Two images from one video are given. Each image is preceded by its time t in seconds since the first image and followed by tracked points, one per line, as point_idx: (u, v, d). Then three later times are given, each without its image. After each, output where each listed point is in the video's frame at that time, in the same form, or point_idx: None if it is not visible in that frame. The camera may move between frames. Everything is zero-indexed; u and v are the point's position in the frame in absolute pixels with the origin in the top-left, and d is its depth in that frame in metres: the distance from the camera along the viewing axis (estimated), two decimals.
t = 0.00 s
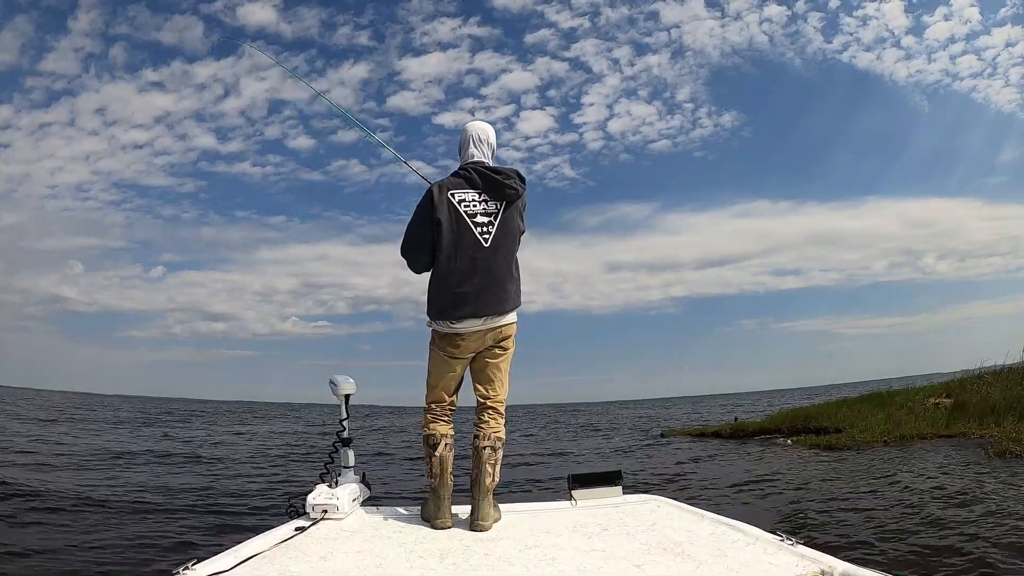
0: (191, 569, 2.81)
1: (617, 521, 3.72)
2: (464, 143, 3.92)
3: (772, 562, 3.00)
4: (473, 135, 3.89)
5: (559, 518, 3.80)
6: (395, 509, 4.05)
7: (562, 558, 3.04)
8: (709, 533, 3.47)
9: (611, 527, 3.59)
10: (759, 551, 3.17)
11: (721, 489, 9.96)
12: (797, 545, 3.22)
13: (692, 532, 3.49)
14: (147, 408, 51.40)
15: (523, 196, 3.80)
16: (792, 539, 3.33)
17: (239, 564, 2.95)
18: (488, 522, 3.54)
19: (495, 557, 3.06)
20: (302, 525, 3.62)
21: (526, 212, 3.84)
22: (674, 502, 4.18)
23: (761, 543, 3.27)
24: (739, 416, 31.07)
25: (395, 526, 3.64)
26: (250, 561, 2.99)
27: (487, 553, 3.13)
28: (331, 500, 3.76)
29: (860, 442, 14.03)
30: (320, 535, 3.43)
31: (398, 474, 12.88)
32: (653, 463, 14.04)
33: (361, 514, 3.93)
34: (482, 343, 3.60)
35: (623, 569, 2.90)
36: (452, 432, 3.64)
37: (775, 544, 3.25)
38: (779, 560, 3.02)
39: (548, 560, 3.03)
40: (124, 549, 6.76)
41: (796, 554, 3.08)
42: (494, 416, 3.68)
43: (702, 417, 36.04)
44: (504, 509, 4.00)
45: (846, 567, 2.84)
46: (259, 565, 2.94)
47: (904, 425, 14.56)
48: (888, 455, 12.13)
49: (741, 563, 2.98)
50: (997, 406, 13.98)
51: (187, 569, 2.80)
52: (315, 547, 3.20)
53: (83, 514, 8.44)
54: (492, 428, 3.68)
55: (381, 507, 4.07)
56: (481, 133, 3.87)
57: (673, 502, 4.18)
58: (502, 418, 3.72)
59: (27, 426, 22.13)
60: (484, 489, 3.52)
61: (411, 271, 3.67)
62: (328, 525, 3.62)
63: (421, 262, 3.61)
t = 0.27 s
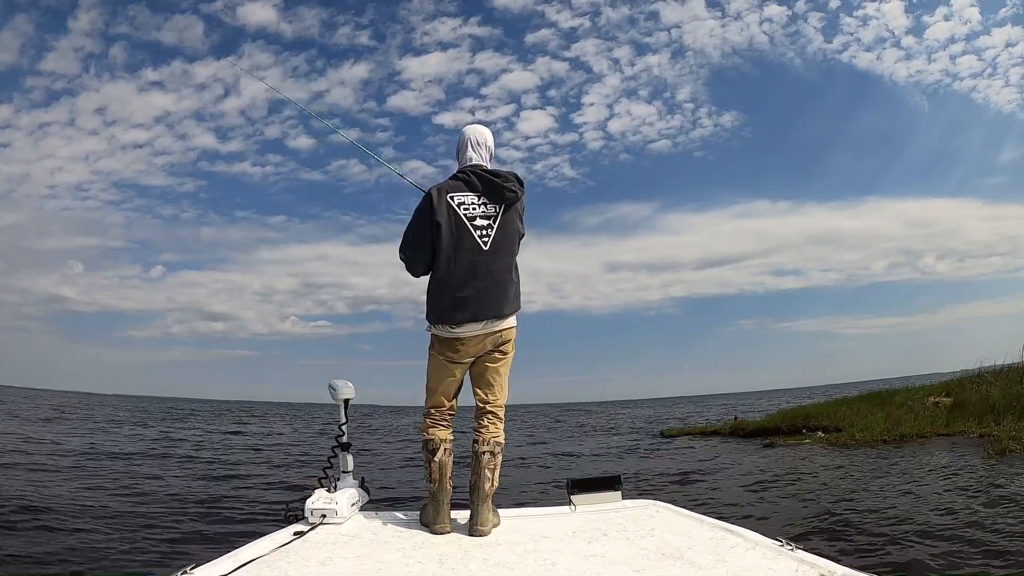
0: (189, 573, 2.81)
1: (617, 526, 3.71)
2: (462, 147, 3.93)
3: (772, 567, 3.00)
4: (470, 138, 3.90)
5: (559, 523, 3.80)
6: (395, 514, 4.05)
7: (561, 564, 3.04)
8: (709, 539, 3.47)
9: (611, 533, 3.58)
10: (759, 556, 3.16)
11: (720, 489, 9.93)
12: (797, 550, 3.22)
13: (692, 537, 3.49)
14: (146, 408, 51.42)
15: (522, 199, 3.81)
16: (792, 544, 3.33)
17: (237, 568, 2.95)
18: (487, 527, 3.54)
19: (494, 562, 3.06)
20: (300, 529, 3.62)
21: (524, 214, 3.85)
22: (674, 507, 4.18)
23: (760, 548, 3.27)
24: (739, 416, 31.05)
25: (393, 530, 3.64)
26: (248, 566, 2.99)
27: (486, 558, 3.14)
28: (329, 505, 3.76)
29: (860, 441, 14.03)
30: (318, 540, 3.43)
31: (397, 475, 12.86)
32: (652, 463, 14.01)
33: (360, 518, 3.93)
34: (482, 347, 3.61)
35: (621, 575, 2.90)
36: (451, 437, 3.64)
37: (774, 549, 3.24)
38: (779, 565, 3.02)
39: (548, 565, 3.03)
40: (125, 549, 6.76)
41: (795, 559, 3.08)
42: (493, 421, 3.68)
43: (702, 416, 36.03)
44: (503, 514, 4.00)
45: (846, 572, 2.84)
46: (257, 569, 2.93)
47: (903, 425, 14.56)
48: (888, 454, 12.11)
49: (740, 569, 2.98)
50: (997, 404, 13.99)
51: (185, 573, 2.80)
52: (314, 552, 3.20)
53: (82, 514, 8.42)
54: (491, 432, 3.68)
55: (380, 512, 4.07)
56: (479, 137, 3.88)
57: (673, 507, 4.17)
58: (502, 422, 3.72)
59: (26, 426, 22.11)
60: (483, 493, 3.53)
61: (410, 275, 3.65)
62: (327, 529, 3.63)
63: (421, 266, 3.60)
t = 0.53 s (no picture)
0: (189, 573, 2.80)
1: (617, 527, 3.72)
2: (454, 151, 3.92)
3: (771, 567, 3.00)
4: (462, 142, 3.89)
5: (558, 523, 3.81)
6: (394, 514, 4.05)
7: (560, 564, 3.04)
8: (709, 539, 3.47)
9: (611, 533, 3.59)
10: (758, 556, 3.17)
11: (720, 489, 9.94)
12: (797, 550, 3.23)
13: (691, 538, 3.49)
14: (145, 408, 51.38)
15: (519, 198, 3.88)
16: (791, 544, 3.33)
17: (237, 568, 2.95)
18: (486, 527, 3.54)
19: (494, 562, 3.06)
20: (300, 529, 3.62)
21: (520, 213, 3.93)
22: (674, 507, 4.18)
23: (760, 548, 3.27)
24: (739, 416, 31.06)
25: (393, 531, 3.64)
26: (248, 566, 2.98)
27: (486, 558, 3.14)
28: (329, 505, 3.76)
29: (860, 441, 14.03)
30: (318, 540, 3.43)
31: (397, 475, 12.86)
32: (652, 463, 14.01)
33: (359, 518, 3.93)
34: (486, 349, 3.61)
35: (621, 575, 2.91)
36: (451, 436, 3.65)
37: (774, 549, 3.25)
38: (778, 565, 3.03)
39: (547, 565, 3.03)
40: (125, 549, 6.75)
41: (794, 560, 3.08)
42: (493, 422, 3.69)
43: (702, 416, 36.05)
44: (503, 515, 4.00)
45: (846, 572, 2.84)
46: (257, 570, 2.93)
47: (903, 424, 14.57)
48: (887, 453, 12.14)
49: (739, 569, 2.99)
50: (997, 403, 14.00)
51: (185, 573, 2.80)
52: (313, 552, 3.20)
53: (82, 514, 8.40)
54: (491, 433, 3.68)
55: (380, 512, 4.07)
56: (470, 139, 3.88)
57: (673, 507, 4.18)
58: (502, 423, 3.73)
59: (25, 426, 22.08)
60: (482, 493, 3.53)
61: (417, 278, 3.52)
62: (326, 529, 3.63)
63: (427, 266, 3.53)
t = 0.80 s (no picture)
0: (189, 569, 2.81)
1: (616, 521, 3.72)
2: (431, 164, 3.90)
3: (770, 562, 3.01)
4: (438, 155, 3.88)
5: (558, 517, 3.81)
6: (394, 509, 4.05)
7: (560, 558, 3.05)
8: (708, 533, 3.48)
9: (610, 527, 3.59)
10: (758, 551, 3.17)
11: (721, 488, 9.94)
12: (796, 545, 3.23)
13: (690, 532, 3.50)
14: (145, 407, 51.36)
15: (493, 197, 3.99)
16: (790, 538, 3.34)
17: (237, 563, 2.95)
18: (487, 521, 3.55)
19: (494, 557, 3.06)
20: (301, 524, 3.62)
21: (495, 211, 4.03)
22: (673, 501, 4.18)
23: (759, 543, 3.27)
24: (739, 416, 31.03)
25: (392, 525, 3.63)
26: (249, 561, 2.99)
27: (486, 552, 3.14)
28: (329, 500, 3.77)
29: (860, 441, 14.03)
30: (318, 534, 3.43)
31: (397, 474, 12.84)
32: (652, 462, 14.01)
33: (359, 513, 3.93)
34: (501, 347, 3.64)
35: (621, 569, 2.91)
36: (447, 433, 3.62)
37: (773, 544, 3.25)
38: (777, 559, 3.03)
39: (547, 559, 3.03)
40: (123, 549, 6.73)
41: (794, 554, 3.09)
42: (496, 418, 3.74)
43: (702, 416, 36.05)
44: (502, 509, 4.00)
45: (846, 567, 2.84)
46: (258, 564, 2.93)
47: (903, 424, 14.56)
48: (887, 453, 12.15)
49: (739, 563, 2.99)
50: (998, 403, 13.98)
51: (185, 569, 2.80)
52: (313, 547, 3.20)
53: (80, 514, 8.39)
54: (493, 430, 3.72)
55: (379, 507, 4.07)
56: (445, 151, 3.86)
57: (672, 502, 4.18)
58: (503, 421, 3.78)
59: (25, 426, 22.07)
60: (482, 487, 3.53)
61: (427, 288, 3.34)
62: (326, 524, 3.63)
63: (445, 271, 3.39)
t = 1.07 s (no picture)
0: (191, 563, 2.81)
1: (617, 516, 3.72)
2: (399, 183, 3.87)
3: (771, 557, 3.01)
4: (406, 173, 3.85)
5: (559, 512, 3.81)
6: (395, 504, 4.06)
7: (561, 553, 3.05)
8: (708, 528, 3.48)
9: (611, 522, 3.59)
10: (758, 545, 3.17)
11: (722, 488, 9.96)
12: (796, 540, 3.23)
13: (691, 526, 3.50)
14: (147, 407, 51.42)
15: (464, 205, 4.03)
16: (791, 534, 3.34)
17: (238, 558, 2.95)
18: (487, 516, 3.55)
19: (495, 551, 3.06)
20: (302, 518, 3.63)
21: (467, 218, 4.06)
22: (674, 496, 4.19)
23: (759, 538, 3.27)
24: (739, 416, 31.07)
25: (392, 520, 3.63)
26: (250, 555, 2.99)
27: (488, 547, 3.14)
28: (330, 494, 3.77)
29: (860, 441, 14.06)
30: (318, 529, 3.44)
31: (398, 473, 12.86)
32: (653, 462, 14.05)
33: (360, 508, 3.94)
34: (507, 336, 3.66)
35: (622, 564, 2.91)
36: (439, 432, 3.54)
37: (773, 539, 3.25)
38: (777, 554, 3.03)
39: (549, 554, 3.03)
40: (123, 549, 6.74)
41: (794, 549, 3.09)
42: (491, 413, 3.76)
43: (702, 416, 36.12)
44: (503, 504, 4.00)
45: (846, 562, 2.84)
46: (259, 559, 2.94)
47: (904, 425, 14.59)
48: (887, 454, 12.19)
49: (739, 558, 2.99)
50: (998, 403, 14.00)
51: (186, 564, 2.80)
52: (314, 541, 3.21)
53: (81, 514, 8.40)
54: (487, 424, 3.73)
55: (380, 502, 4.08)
56: (412, 168, 3.84)
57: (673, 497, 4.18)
58: (499, 416, 3.81)
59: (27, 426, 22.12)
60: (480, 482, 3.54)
61: (419, 285, 3.32)
62: (327, 519, 3.64)
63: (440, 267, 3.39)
